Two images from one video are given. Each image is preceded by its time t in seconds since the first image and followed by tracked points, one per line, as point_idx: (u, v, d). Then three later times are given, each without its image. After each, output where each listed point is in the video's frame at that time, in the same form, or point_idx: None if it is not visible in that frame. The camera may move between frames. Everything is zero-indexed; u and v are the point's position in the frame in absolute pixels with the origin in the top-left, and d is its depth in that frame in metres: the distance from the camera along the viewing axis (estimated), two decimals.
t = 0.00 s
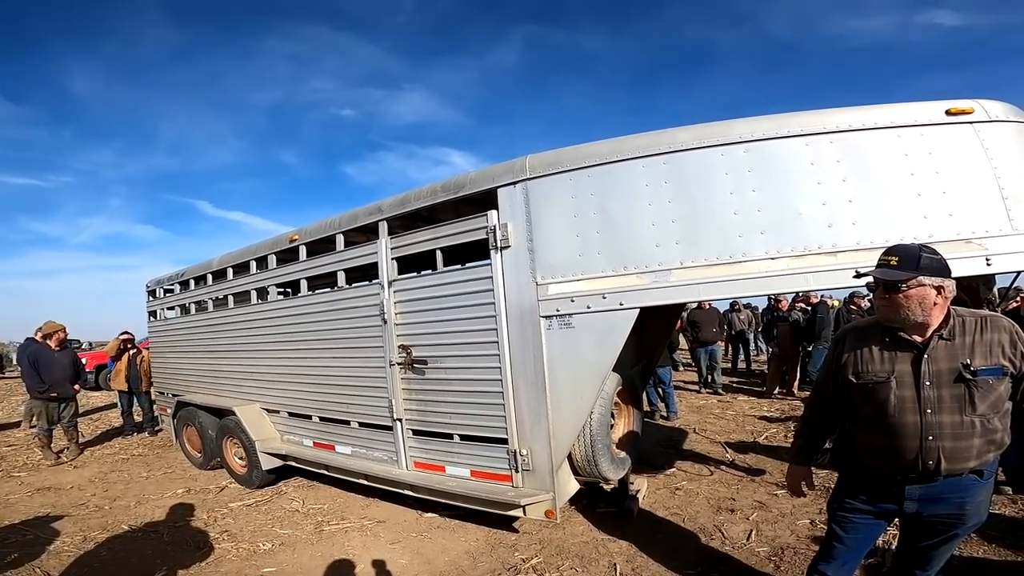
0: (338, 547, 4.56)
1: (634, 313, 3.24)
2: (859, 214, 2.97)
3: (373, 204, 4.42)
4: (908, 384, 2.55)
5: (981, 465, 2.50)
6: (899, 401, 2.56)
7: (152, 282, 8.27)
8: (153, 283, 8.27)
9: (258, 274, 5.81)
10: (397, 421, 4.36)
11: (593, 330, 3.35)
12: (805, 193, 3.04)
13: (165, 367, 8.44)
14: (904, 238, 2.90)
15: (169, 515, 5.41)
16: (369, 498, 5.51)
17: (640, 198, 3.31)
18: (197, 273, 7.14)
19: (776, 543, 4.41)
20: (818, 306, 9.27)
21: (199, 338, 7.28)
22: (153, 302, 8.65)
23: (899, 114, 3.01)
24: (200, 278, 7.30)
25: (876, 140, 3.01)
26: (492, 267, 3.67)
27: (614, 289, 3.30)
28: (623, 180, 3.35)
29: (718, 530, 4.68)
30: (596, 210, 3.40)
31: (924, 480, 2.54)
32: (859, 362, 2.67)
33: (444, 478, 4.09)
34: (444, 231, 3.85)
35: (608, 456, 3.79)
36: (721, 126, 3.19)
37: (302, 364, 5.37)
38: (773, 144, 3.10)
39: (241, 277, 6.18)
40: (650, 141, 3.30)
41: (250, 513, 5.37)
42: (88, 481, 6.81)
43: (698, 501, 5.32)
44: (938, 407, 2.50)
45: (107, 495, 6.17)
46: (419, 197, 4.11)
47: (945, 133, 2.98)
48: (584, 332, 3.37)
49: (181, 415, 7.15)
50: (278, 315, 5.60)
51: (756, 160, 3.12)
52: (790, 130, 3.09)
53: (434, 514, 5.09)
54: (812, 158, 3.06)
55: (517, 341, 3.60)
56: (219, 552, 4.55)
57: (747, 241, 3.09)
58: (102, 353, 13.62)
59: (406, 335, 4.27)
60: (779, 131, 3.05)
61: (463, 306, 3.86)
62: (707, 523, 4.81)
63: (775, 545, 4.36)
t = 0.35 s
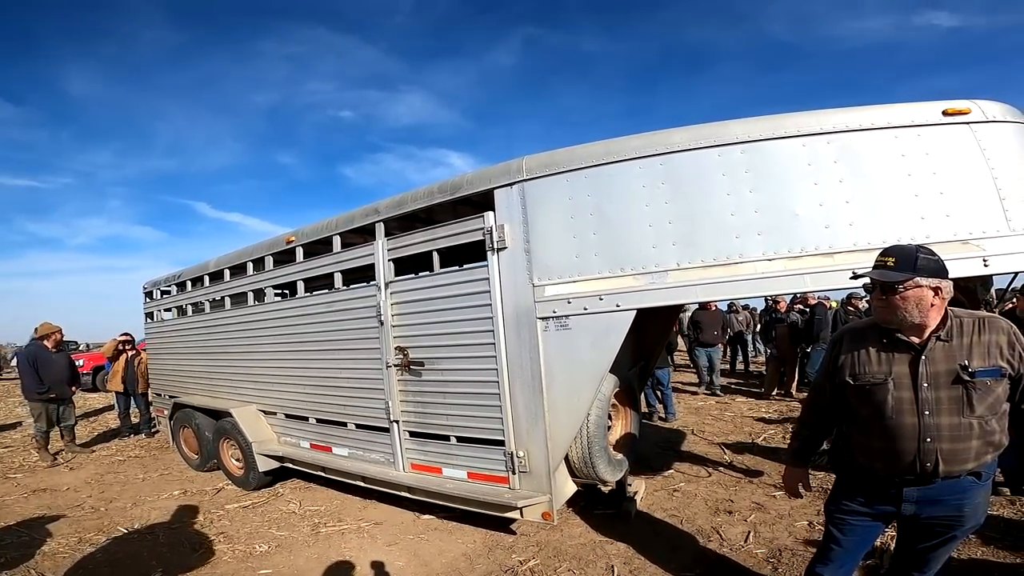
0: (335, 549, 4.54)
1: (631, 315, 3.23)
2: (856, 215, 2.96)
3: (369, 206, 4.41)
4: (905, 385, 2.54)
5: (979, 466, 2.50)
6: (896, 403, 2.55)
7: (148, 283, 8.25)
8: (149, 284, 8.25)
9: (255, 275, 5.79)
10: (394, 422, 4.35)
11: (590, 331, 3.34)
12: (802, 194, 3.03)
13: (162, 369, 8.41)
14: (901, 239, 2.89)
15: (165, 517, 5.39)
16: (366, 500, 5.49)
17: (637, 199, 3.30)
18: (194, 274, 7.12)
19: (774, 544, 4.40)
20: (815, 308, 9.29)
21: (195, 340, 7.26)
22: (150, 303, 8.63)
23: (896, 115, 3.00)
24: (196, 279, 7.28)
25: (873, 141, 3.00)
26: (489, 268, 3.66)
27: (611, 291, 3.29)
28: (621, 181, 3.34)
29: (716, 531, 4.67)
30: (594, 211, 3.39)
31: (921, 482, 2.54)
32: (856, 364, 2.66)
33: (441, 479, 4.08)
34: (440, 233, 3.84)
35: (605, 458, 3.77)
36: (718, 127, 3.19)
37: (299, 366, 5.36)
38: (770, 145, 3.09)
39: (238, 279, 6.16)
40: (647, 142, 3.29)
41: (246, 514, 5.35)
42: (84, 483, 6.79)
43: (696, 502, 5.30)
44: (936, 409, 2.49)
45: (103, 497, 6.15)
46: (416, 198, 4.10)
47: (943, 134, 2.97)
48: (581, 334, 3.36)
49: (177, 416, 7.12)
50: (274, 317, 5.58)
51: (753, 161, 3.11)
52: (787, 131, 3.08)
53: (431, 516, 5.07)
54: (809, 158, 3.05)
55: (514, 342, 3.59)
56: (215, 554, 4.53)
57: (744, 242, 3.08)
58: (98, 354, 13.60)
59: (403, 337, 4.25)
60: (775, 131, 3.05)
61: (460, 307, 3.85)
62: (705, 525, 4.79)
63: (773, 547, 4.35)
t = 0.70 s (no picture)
0: (331, 547, 4.55)
1: (624, 314, 3.25)
2: (847, 215, 2.98)
3: (366, 205, 4.42)
4: (895, 383, 2.57)
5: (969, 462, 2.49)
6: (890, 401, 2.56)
7: (146, 282, 8.27)
8: (147, 283, 8.27)
9: (253, 274, 5.81)
10: (390, 421, 4.36)
11: (584, 330, 3.36)
12: (794, 194, 3.06)
13: (159, 368, 8.43)
14: (892, 239, 2.91)
15: (162, 515, 5.40)
16: (362, 499, 5.51)
17: (631, 198, 3.32)
18: (192, 273, 7.14)
19: (768, 544, 4.42)
20: (813, 309, 9.31)
21: (192, 339, 7.27)
22: (147, 303, 8.64)
23: (888, 115, 3.02)
24: (194, 278, 7.29)
25: (865, 141, 3.03)
26: (485, 268, 3.68)
27: (604, 290, 3.31)
28: (615, 180, 3.37)
29: (710, 530, 4.69)
30: (588, 210, 3.41)
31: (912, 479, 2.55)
32: (849, 360, 2.67)
33: (437, 477, 4.10)
34: (437, 231, 3.86)
35: (600, 457, 3.79)
36: (711, 127, 3.22)
37: (296, 364, 5.37)
38: (763, 145, 3.12)
39: (236, 278, 6.18)
40: (642, 142, 3.32)
41: (243, 513, 5.37)
42: (80, 481, 6.80)
43: (692, 502, 5.32)
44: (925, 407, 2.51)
45: (99, 496, 6.16)
46: (412, 198, 4.12)
47: (933, 135, 3.00)
48: (575, 333, 3.38)
49: (175, 415, 7.13)
50: (271, 316, 5.60)
51: (745, 161, 3.14)
52: (780, 131, 3.11)
53: (427, 515, 5.08)
54: (801, 158, 3.07)
55: (509, 341, 3.61)
56: (211, 552, 4.55)
57: (736, 241, 3.11)
58: (97, 353, 13.60)
59: (399, 336, 4.27)
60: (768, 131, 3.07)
61: (455, 306, 3.87)
62: (700, 523, 4.81)
63: (767, 546, 4.36)
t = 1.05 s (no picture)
0: (327, 548, 4.56)
1: (618, 315, 3.27)
2: (839, 216, 3.01)
3: (361, 207, 4.43)
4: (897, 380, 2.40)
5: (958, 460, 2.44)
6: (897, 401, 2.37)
7: (140, 283, 8.27)
8: (141, 284, 8.26)
9: (247, 276, 5.80)
10: (385, 422, 4.37)
11: (578, 331, 3.38)
12: (786, 195, 3.08)
13: (153, 370, 8.40)
14: (883, 240, 2.94)
15: (156, 517, 5.39)
16: (358, 500, 5.51)
17: (625, 200, 3.34)
18: (185, 275, 7.12)
19: (762, 543, 4.44)
20: (807, 309, 9.37)
21: (186, 340, 7.26)
22: (141, 304, 8.62)
23: (879, 117, 3.05)
24: (188, 280, 7.28)
25: (856, 143, 3.05)
26: (479, 269, 3.70)
27: (599, 291, 3.32)
28: (609, 182, 3.38)
29: (705, 530, 4.71)
30: (583, 211, 3.43)
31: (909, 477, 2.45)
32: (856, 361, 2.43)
33: (432, 478, 4.10)
34: (431, 233, 3.87)
35: (594, 457, 3.81)
36: (704, 129, 3.24)
37: (290, 366, 5.37)
38: (755, 147, 3.15)
39: (230, 279, 6.17)
40: (636, 144, 3.34)
41: (238, 515, 5.36)
42: (74, 483, 6.77)
43: (687, 502, 5.34)
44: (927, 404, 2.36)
45: (94, 497, 6.14)
46: (407, 200, 4.12)
47: (924, 137, 3.02)
48: (569, 334, 3.40)
49: (169, 417, 7.12)
50: (266, 317, 5.59)
51: (738, 163, 3.17)
52: (772, 133, 3.14)
53: (423, 516, 5.09)
54: (794, 160, 3.10)
55: (503, 343, 3.62)
56: (206, 553, 4.55)
57: (729, 243, 3.13)
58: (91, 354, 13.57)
59: (394, 337, 4.28)
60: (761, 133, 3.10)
61: (450, 307, 3.88)
62: (695, 523, 4.83)
63: (761, 545, 4.39)
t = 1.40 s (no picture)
0: (311, 547, 4.53)
1: (603, 315, 3.29)
2: (819, 218, 3.05)
3: (346, 205, 4.40)
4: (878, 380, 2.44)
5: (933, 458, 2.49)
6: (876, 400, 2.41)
7: (118, 280, 8.15)
8: (119, 281, 8.14)
9: (229, 273, 5.74)
10: (370, 421, 4.35)
11: (563, 331, 3.39)
12: (769, 197, 3.12)
13: (131, 368, 8.28)
14: (863, 242, 2.99)
15: (135, 517, 5.33)
16: (342, 499, 5.49)
17: (611, 200, 3.37)
18: (166, 272, 7.03)
19: (744, 541, 4.49)
20: (788, 310, 9.50)
21: (166, 338, 7.16)
22: (120, 301, 8.50)
23: (860, 121, 3.10)
24: (168, 277, 7.19)
25: (837, 146, 3.10)
26: (466, 268, 3.70)
27: (584, 291, 3.35)
28: (595, 182, 3.40)
29: (688, 528, 4.75)
30: (569, 212, 3.45)
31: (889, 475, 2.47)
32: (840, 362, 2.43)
33: (418, 477, 4.10)
34: (418, 232, 3.86)
35: (580, 456, 3.83)
36: (690, 131, 3.27)
37: (273, 365, 5.33)
38: (739, 149, 3.18)
39: (211, 277, 6.10)
40: (623, 145, 3.36)
41: (219, 514, 5.31)
42: (50, 483, 6.66)
43: (670, 500, 5.38)
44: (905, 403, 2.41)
45: (70, 497, 6.05)
46: (393, 198, 4.11)
47: (903, 141, 3.08)
48: (555, 333, 3.42)
49: (148, 416, 7.03)
50: (249, 315, 5.54)
51: (723, 164, 3.20)
52: (756, 136, 3.18)
53: (408, 515, 5.08)
54: (776, 163, 3.14)
55: (489, 342, 3.63)
56: (187, 553, 4.50)
57: (713, 244, 3.16)
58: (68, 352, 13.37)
59: (379, 336, 4.27)
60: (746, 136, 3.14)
61: (436, 306, 3.88)
62: (678, 522, 4.88)
63: (743, 543, 4.44)
